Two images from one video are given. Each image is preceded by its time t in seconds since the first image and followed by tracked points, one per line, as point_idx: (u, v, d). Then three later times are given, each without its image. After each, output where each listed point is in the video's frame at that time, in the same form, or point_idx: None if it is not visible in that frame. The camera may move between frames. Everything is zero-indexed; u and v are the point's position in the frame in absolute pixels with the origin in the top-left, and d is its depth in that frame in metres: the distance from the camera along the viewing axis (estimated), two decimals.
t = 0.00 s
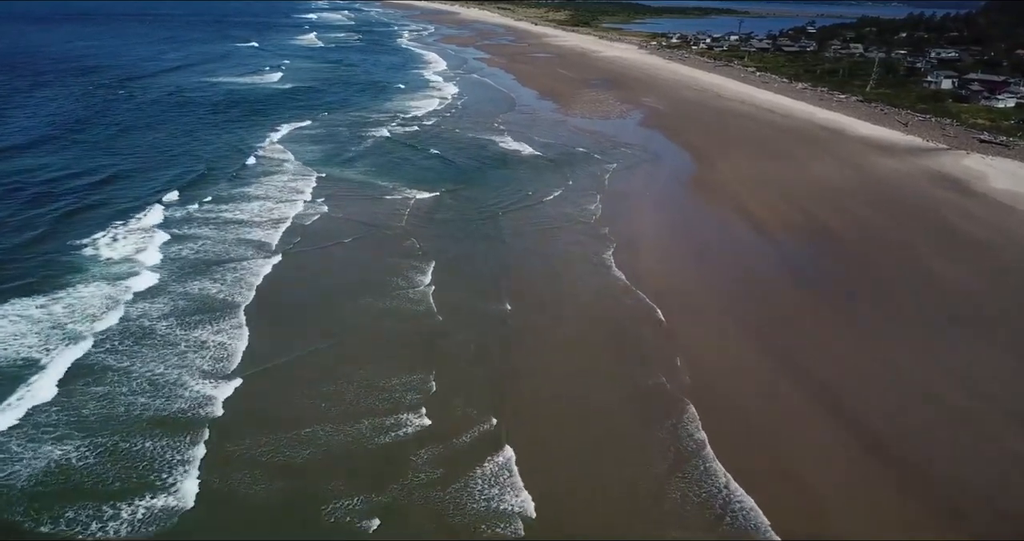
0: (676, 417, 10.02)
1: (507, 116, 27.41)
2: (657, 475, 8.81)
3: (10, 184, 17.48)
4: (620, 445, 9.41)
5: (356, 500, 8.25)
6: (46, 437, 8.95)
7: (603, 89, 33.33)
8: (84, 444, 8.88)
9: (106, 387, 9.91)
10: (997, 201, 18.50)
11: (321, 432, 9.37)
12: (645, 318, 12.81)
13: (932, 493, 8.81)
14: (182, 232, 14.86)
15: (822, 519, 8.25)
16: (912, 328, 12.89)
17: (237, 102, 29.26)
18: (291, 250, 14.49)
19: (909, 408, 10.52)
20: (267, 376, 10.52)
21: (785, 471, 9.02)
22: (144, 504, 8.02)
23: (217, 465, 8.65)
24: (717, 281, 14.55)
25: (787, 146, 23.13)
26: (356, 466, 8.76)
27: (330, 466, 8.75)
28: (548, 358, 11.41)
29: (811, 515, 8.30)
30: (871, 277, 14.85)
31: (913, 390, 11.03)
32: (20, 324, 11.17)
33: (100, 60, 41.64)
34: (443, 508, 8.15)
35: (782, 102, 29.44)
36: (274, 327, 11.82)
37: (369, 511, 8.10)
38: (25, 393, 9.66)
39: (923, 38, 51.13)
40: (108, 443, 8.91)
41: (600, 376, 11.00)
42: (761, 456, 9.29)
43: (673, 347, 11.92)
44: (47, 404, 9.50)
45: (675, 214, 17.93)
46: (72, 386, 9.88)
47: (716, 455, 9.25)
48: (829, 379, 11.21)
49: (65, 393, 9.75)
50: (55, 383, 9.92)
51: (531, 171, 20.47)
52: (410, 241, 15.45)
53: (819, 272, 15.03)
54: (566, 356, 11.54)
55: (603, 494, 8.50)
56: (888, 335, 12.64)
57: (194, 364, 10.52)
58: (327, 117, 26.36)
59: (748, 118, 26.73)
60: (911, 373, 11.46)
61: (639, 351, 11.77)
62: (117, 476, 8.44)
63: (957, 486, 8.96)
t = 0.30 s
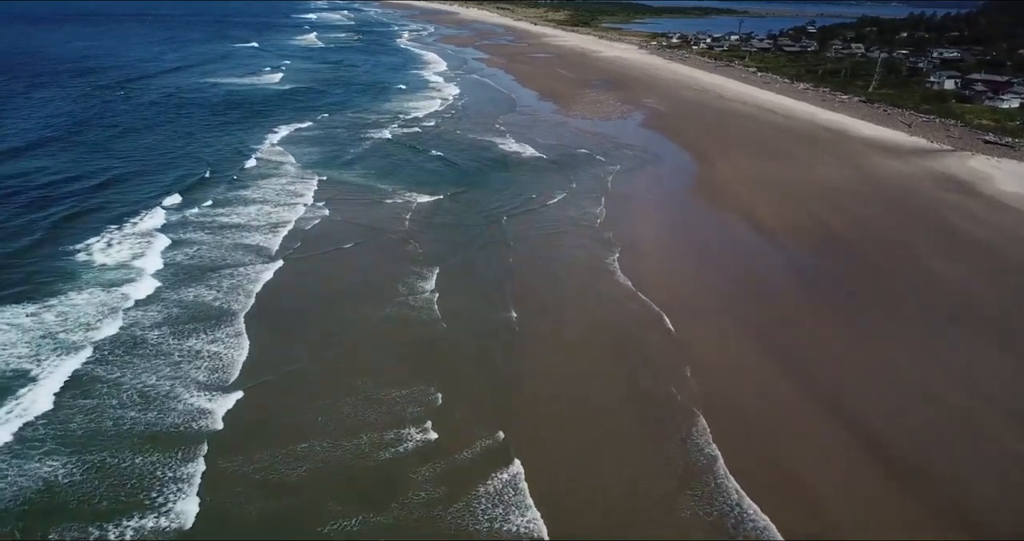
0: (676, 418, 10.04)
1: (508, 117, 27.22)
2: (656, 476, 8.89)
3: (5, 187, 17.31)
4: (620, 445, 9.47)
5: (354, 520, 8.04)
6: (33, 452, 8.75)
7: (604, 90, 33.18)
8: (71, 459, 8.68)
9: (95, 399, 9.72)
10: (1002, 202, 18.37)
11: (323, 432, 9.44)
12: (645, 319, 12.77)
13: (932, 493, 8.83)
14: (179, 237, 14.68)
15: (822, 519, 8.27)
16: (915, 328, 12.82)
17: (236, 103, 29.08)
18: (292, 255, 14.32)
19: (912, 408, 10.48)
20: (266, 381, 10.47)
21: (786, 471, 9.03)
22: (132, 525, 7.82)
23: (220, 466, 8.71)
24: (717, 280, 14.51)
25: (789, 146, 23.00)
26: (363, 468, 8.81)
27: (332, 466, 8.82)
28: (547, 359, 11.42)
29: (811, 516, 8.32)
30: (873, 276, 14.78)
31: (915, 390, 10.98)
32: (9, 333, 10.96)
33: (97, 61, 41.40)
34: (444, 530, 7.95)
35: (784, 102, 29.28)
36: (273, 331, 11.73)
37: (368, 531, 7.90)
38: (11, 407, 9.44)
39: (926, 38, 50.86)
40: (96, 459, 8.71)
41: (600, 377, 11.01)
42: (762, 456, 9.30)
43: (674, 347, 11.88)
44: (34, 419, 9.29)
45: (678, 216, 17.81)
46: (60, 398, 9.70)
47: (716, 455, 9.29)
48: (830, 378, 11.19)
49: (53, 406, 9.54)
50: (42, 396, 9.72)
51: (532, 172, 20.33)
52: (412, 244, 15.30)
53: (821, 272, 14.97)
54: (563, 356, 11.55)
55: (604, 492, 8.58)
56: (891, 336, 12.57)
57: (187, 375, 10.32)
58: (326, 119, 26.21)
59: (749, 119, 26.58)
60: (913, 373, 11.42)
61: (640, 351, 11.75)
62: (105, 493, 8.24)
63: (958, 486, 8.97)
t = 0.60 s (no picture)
0: (676, 420, 10.15)
1: (509, 117, 27.08)
2: (657, 476, 9.00)
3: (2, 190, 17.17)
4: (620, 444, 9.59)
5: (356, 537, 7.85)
6: (20, 467, 8.57)
7: (604, 90, 33.08)
8: (59, 474, 8.50)
9: (84, 411, 9.53)
10: (1006, 203, 18.31)
11: (326, 432, 9.54)
12: (647, 321, 12.88)
13: (932, 493, 8.94)
14: (177, 241, 14.52)
15: (823, 519, 8.38)
16: (917, 332, 12.87)
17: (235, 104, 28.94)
18: (293, 258, 14.22)
19: (913, 412, 10.57)
20: (267, 385, 10.45)
21: (788, 473, 9.11)
22: None
23: (225, 466, 8.77)
24: (719, 283, 14.54)
25: (791, 146, 22.95)
26: (367, 467, 8.89)
27: (336, 465, 8.91)
28: (549, 362, 11.49)
29: (811, 516, 8.42)
30: (875, 279, 14.79)
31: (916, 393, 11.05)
32: None
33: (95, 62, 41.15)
34: None
35: (786, 102, 29.14)
36: (275, 334, 11.73)
37: None
38: None
39: (927, 38, 50.67)
40: (83, 474, 8.51)
41: (602, 379, 11.09)
42: (764, 457, 9.39)
43: (676, 351, 11.94)
44: (22, 433, 9.11)
45: (681, 217, 17.74)
46: (48, 410, 9.52)
47: (717, 456, 9.40)
48: (830, 381, 11.29)
49: (40, 419, 9.35)
50: (29, 408, 9.52)
51: (534, 173, 20.26)
52: (414, 246, 15.25)
53: (823, 274, 14.99)
54: (565, 359, 11.61)
55: (607, 493, 8.68)
56: (893, 339, 12.61)
57: (181, 384, 10.14)
58: (325, 120, 26.05)
59: (751, 119, 26.45)
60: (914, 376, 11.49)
61: (641, 354, 11.83)
62: (93, 509, 8.04)
63: (958, 489, 9.06)
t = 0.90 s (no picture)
0: (676, 420, 10.15)
1: (509, 118, 26.90)
2: (655, 475, 9.04)
3: None
4: (620, 442, 9.64)
5: None
6: (7, 482, 8.39)
7: (605, 90, 32.99)
8: (46, 489, 8.32)
9: (72, 423, 9.34)
10: (1010, 205, 18.16)
11: (327, 432, 9.58)
12: (647, 321, 12.83)
13: (932, 493, 8.92)
14: (173, 246, 14.36)
15: (823, 519, 8.38)
16: (919, 332, 12.80)
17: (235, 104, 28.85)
18: (293, 262, 14.11)
19: (913, 412, 10.54)
20: (264, 389, 10.35)
21: (788, 473, 9.09)
22: None
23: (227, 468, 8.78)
24: (719, 283, 14.49)
25: (793, 147, 22.84)
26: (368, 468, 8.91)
27: (335, 466, 8.92)
28: (549, 362, 11.46)
29: (810, 516, 8.42)
30: (877, 278, 14.69)
31: (917, 394, 11.00)
32: None
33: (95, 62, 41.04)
34: None
35: (787, 103, 28.98)
36: (275, 336, 11.69)
37: None
38: None
39: (929, 38, 50.41)
40: (71, 489, 8.32)
41: (602, 379, 11.08)
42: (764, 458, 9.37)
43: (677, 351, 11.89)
44: (9, 446, 8.91)
45: (683, 218, 17.65)
46: (36, 423, 9.35)
47: (719, 456, 9.40)
48: (831, 381, 11.24)
49: (28, 432, 9.16)
50: (17, 421, 9.34)
51: (535, 174, 20.16)
52: (415, 248, 15.14)
53: (826, 274, 14.88)
54: (567, 359, 11.58)
55: (606, 493, 8.68)
56: (895, 340, 12.53)
57: (173, 394, 9.95)
58: (325, 121, 25.88)
59: (753, 119, 26.28)
60: (915, 378, 11.42)
61: (640, 353, 11.81)
62: (80, 526, 7.86)
63: (957, 489, 9.03)
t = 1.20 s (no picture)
0: (678, 421, 10.08)
1: (510, 119, 26.73)
2: (655, 476, 9.01)
3: None
4: (621, 443, 9.60)
5: None
6: None
7: (605, 90, 32.89)
8: (32, 506, 8.12)
9: (59, 436, 9.14)
10: (1015, 206, 18.00)
11: (327, 433, 9.54)
12: (647, 321, 12.76)
13: (933, 493, 8.86)
14: (169, 250, 14.15)
15: (823, 519, 8.34)
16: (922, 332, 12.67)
17: (235, 105, 28.76)
18: (294, 266, 13.97)
19: (916, 412, 10.44)
20: (261, 392, 10.27)
21: (788, 473, 9.05)
22: None
23: (226, 470, 8.74)
24: (720, 282, 14.41)
25: (796, 147, 22.72)
26: (367, 469, 8.90)
27: (335, 467, 8.91)
28: (550, 363, 11.39)
29: (809, 515, 8.39)
30: (880, 279, 14.56)
31: (920, 395, 10.89)
32: None
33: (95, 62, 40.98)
34: None
35: (789, 103, 28.81)
36: (273, 341, 11.58)
37: None
38: None
39: (931, 38, 50.19)
40: (57, 507, 8.12)
41: (604, 380, 11.00)
42: (765, 459, 9.31)
43: (678, 352, 11.81)
44: None
45: (685, 217, 17.54)
46: (23, 436, 9.16)
47: (720, 456, 9.36)
48: (833, 381, 11.15)
49: (15, 446, 8.96)
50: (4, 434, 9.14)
51: (537, 175, 20.05)
52: (417, 251, 15.01)
53: (828, 274, 14.77)
54: (569, 360, 11.50)
55: (606, 494, 8.65)
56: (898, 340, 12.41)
57: (165, 406, 9.74)
58: (325, 122, 25.71)
59: (755, 120, 26.12)
60: (918, 378, 11.31)
61: (642, 354, 11.73)
62: None
63: (959, 490, 8.95)
